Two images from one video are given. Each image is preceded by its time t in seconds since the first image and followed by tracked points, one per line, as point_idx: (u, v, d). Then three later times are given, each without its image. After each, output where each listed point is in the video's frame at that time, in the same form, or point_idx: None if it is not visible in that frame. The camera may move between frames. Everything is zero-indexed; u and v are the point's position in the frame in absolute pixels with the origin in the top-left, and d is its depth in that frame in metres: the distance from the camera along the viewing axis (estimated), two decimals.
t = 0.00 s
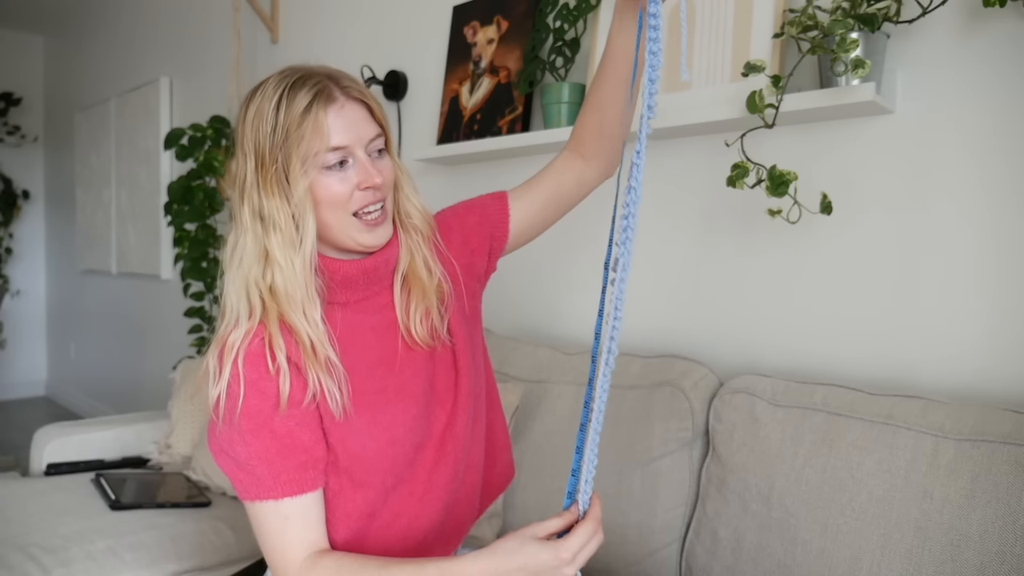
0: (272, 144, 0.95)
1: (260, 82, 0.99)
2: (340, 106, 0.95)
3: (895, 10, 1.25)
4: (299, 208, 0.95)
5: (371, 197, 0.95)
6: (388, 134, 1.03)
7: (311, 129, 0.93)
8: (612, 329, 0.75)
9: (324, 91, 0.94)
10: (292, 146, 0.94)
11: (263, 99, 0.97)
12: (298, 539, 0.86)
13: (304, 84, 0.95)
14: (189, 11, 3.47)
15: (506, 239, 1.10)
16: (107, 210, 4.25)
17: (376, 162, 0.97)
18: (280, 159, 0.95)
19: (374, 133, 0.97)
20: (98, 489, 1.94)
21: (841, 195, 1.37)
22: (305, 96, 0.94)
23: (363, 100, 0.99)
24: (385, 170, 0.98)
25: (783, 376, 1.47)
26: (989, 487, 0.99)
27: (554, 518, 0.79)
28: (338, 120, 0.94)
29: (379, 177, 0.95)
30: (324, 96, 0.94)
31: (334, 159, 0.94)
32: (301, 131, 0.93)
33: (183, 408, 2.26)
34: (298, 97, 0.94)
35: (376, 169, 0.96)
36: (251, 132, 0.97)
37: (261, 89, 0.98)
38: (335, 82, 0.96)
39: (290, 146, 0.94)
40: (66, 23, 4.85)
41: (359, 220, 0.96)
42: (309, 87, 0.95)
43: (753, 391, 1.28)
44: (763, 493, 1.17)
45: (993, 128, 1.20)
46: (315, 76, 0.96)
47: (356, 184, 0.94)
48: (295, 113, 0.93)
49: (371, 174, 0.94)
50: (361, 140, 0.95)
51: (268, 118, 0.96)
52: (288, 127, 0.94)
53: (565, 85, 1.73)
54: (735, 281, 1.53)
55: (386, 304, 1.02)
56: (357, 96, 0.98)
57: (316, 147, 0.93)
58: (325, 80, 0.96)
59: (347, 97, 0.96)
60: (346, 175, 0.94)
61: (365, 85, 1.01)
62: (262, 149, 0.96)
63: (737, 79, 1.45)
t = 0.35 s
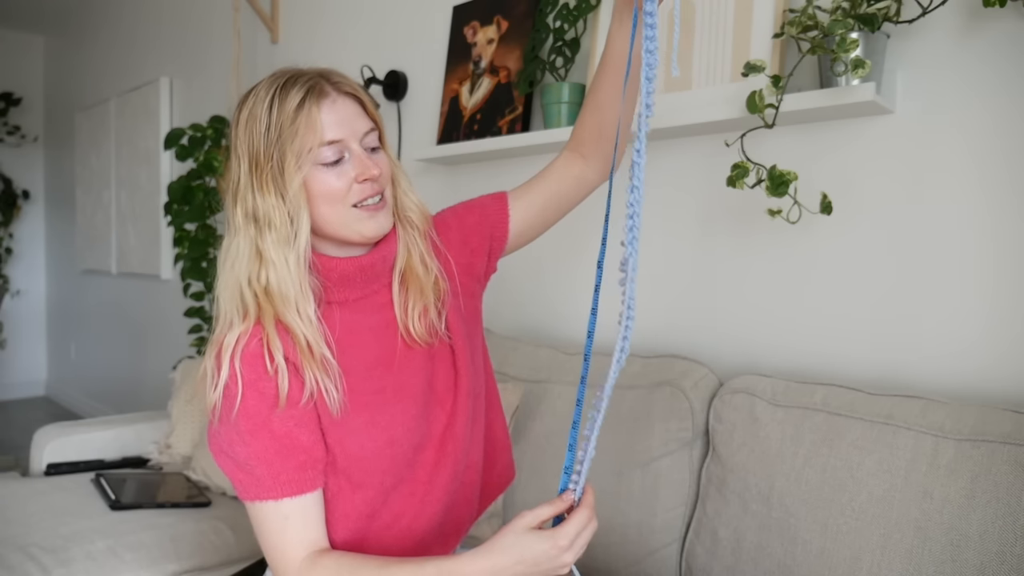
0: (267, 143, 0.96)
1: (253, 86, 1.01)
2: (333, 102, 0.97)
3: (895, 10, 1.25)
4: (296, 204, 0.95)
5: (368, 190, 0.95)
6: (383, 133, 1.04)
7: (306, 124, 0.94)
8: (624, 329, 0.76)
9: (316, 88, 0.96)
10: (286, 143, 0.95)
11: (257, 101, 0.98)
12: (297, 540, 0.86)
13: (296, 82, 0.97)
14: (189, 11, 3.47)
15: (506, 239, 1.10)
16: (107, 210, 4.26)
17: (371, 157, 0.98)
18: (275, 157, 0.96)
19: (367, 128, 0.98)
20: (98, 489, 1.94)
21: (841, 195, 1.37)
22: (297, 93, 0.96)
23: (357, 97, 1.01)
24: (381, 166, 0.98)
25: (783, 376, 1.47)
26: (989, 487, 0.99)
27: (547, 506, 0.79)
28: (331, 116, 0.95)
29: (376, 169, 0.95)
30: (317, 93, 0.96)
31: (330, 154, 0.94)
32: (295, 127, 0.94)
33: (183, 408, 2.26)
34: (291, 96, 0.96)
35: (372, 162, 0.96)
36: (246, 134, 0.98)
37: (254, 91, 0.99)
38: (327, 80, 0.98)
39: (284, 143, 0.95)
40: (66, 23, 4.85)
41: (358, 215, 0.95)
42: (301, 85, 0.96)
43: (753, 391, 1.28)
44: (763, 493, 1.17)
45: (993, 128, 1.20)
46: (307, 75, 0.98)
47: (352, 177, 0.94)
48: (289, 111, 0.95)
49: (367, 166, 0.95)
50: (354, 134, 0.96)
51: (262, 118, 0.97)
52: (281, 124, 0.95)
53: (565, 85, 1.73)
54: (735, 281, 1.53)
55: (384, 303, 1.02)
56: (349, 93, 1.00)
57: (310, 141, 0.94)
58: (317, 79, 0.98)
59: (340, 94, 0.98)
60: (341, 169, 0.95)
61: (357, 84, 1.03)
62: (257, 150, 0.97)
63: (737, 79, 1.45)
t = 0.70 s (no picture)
0: (266, 140, 0.97)
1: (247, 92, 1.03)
2: (330, 90, 1.00)
3: (896, 10, 1.25)
4: (303, 193, 0.96)
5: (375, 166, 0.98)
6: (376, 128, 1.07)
7: (309, 107, 0.97)
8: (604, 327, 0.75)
9: (313, 79, 1.00)
10: (290, 131, 0.97)
11: (253, 102, 1.01)
12: (299, 542, 0.86)
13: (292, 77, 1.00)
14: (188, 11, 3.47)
15: (506, 236, 1.10)
16: (107, 210, 4.26)
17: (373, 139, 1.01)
18: (280, 150, 0.97)
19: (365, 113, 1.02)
20: (98, 489, 1.94)
21: (841, 195, 1.37)
22: (294, 86, 0.99)
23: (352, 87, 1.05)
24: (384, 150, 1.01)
25: (783, 375, 1.47)
26: (989, 487, 0.99)
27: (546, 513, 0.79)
28: (332, 98, 0.99)
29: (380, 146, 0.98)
30: (314, 83, 1.00)
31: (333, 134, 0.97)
32: (296, 114, 0.97)
33: (183, 408, 2.26)
34: (289, 88, 0.98)
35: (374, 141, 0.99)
36: (244, 134, 0.99)
37: (249, 96, 1.02)
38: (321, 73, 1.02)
39: (285, 133, 0.97)
40: (66, 23, 4.85)
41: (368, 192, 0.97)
42: (297, 79, 1.00)
43: (753, 391, 1.28)
44: (763, 493, 1.17)
45: (993, 127, 1.20)
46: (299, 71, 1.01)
47: (357, 156, 0.97)
48: (287, 100, 0.98)
49: (372, 143, 0.98)
50: (354, 115, 1.00)
51: (260, 115, 0.99)
52: (281, 115, 0.97)
53: (565, 85, 1.73)
54: (735, 281, 1.53)
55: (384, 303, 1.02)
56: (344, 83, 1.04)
57: (314, 122, 0.97)
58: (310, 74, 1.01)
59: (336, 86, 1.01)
60: (344, 150, 0.97)
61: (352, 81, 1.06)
62: (256, 148, 0.98)
63: (737, 79, 1.45)
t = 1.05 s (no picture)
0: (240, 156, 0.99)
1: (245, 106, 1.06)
2: (296, 108, 0.99)
3: (896, 10, 1.25)
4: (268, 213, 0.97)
5: (336, 188, 0.95)
6: (365, 133, 1.04)
7: (267, 131, 0.97)
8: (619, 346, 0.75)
9: (282, 96, 0.99)
10: (252, 152, 0.97)
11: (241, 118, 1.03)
12: (297, 540, 0.86)
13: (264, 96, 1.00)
14: (188, 11, 3.47)
15: (513, 244, 1.10)
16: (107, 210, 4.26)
17: (338, 155, 0.98)
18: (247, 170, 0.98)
19: (336, 127, 0.99)
20: (98, 490, 1.94)
21: (841, 195, 1.37)
22: (263, 104, 0.99)
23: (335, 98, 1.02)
24: (351, 166, 0.98)
25: (783, 375, 1.47)
26: (989, 486, 0.99)
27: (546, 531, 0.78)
28: (293, 118, 0.98)
29: (336, 167, 0.95)
30: (280, 100, 0.99)
31: (293, 156, 0.96)
32: (257, 137, 0.97)
33: (183, 408, 2.26)
34: (256, 108, 0.99)
35: (337, 162, 0.97)
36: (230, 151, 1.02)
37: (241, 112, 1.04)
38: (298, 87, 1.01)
39: (250, 154, 0.98)
40: (66, 23, 4.85)
41: (328, 216, 0.95)
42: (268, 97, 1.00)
43: (753, 391, 1.27)
44: (763, 493, 1.17)
45: (993, 128, 1.20)
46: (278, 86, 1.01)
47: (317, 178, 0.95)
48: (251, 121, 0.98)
49: (330, 164, 0.95)
50: (319, 134, 0.97)
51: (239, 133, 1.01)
52: (248, 136, 0.98)
53: (565, 85, 1.73)
54: (735, 281, 1.53)
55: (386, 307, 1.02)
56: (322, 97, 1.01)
57: (274, 147, 0.97)
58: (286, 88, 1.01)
59: (307, 102, 1.00)
60: (305, 172, 0.95)
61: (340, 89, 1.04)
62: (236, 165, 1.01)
63: (737, 79, 1.45)
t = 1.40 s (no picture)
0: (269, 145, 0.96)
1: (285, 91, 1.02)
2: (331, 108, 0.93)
3: (896, 10, 1.25)
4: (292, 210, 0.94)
5: (360, 195, 0.91)
6: (398, 135, 0.99)
7: (296, 130, 0.92)
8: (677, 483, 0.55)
9: (317, 93, 0.94)
10: (281, 147, 0.94)
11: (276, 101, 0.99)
12: (277, 539, 0.88)
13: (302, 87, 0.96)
14: (188, 11, 3.47)
15: (535, 275, 1.06)
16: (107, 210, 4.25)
17: (367, 160, 0.93)
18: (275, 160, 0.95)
19: (365, 132, 0.94)
20: (98, 490, 1.94)
21: (841, 195, 1.37)
22: (297, 97, 0.94)
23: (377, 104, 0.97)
24: (378, 171, 0.94)
25: (783, 375, 1.47)
26: (990, 486, 0.99)
27: None
28: (327, 117, 0.93)
29: (364, 175, 0.91)
30: (316, 97, 0.94)
31: (321, 156, 0.92)
32: (288, 132, 0.93)
33: (183, 408, 2.26)
34: (290, 100, 0.94)
35: (365, 167, 0.92)
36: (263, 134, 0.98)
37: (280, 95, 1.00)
38: (337, 84, 0.96)
39: (279, 147, 0.94)
40: (66, 23, 4.85)
41: (352, 220, 0.92)
42: (304, 90, 0.95)
43: (753, 391, 1.27)
44: (763, 494, 1.17)
45: (993, 128, 1.20)
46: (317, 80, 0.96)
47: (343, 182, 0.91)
48: (285, 114, 0.94)
49: (357, 171, 0.91)
50: (348, 138, 0.93)
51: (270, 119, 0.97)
52: (279, 128, 0.94)
53: (565, 85, 1.73)
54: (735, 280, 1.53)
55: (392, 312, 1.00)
56: (359, 98, 0.96)
57: (303, 145, 0.92)
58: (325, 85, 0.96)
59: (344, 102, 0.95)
60: (332, 175, 0.91)
61: (372, 87, 0.99)
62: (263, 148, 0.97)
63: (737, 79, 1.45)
